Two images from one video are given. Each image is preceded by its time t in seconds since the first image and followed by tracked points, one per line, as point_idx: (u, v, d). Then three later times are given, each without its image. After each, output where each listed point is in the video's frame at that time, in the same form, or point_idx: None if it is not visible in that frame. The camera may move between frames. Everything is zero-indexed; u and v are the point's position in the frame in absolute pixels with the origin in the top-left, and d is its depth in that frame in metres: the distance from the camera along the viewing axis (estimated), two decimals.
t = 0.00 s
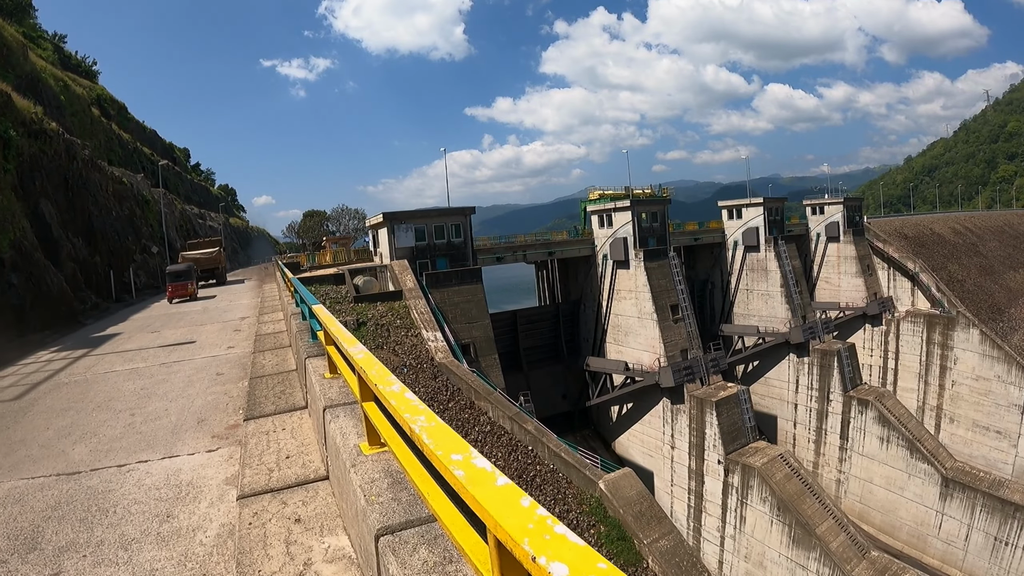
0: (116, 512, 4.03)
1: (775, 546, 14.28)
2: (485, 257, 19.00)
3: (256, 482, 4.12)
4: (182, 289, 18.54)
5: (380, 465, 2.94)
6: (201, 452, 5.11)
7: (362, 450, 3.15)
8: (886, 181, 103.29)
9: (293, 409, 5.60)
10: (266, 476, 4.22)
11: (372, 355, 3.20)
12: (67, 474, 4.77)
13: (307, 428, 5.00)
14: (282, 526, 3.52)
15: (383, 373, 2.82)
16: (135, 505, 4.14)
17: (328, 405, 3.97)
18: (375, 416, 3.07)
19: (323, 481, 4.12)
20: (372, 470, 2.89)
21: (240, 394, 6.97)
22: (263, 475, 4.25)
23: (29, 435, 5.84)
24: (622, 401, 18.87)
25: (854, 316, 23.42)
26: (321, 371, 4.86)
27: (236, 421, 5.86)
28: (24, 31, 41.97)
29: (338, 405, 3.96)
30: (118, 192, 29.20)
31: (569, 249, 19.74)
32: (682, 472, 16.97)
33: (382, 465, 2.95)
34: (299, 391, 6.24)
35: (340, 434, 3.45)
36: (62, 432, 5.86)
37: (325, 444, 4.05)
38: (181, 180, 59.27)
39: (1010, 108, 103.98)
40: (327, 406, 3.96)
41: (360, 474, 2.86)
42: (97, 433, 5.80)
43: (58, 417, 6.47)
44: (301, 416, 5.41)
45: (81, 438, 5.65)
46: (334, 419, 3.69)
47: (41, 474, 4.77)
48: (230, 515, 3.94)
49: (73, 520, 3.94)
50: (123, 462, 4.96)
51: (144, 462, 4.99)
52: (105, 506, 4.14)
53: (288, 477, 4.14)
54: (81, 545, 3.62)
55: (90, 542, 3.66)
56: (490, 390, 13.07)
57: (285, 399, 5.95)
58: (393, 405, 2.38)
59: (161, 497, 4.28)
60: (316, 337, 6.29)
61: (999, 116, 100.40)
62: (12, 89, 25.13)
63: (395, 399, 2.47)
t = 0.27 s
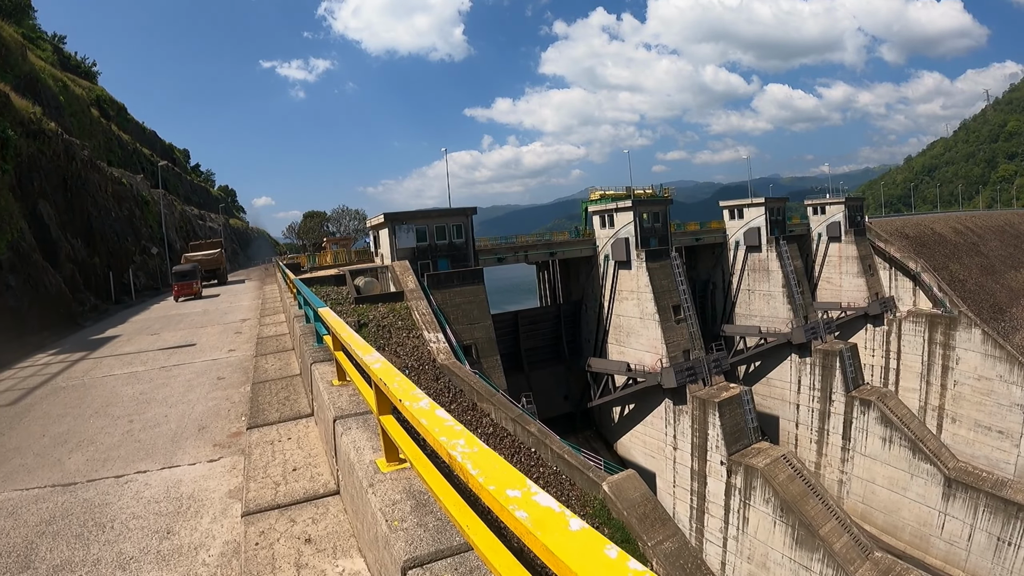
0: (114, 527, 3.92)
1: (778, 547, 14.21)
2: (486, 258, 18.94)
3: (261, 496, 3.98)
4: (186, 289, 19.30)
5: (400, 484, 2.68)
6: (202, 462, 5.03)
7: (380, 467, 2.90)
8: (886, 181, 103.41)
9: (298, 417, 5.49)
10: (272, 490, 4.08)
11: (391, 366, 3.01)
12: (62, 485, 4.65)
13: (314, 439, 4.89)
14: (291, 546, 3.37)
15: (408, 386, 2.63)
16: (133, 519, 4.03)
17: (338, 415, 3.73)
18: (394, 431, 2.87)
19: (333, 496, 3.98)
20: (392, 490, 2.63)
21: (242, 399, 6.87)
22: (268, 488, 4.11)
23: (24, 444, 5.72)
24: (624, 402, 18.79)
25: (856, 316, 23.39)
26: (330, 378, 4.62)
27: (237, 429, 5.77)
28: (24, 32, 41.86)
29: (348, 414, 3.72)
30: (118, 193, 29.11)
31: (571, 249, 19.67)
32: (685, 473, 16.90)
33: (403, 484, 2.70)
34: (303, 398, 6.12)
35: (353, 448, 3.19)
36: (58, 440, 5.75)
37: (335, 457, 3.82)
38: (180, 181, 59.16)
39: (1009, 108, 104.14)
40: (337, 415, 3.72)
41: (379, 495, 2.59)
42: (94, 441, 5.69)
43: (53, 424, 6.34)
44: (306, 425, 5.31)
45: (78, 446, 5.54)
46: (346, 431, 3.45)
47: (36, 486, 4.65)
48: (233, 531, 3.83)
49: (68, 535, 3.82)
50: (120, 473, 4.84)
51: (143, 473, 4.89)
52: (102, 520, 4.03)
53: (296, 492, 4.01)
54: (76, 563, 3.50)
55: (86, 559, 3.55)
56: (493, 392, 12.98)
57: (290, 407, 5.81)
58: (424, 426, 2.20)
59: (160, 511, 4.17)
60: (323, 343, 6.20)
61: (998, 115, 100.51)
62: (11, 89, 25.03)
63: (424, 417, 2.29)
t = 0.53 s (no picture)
0: (109, 541, 3.72)
1: (782, 547, 14.16)
2: (488, 257, 18.86)
3: (266, 508, 3.90)
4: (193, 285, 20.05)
5: (419, 504, 2.50)
6: (203, 470, 4.83)
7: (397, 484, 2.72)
8: (887, 180, 103.39)
9: (303, 424, 5.38)
10: (277, 503, 3.98)
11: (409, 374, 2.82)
12: (55, 494, 4.45)
13: (319, 446, 4.82)
14: (298, 566, 3.28)
15: (432, 399, 2.46)
16: (130, 532, 3.83)
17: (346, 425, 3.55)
18: (413, 446, 2.65)
19: (341, 510, 3.87)
20: (411, 510, 2.45)
21: (244, 402, 6.72)
22: (274, 499, 4.03)
23: (18, 449, 5.54)
24: (627, 401, 18.70)
25: (859, 315, 23.34)
26: (337, 383, 4.44)
27: (240, 435, 5.58)
28: (23, 31, 41.70)
29: (357, 424, 3.56)
30: (118, 192, 28.99)
31: (573, 248, 19.60)
32: (688, 473, 16.83)
33: (422, 503, 2.52)
34: (307, 402, 6.02)
35: (366, 462, 3.01)
36: (54, 445, 5.56)
37: (344, 470, 3.64)
38: (181, 181, 59.06)
39: (1009, 106, 104.15)
40: (345, 425, 3.55)
41: (397, 516, 2.41)
42: (90, 446, 5.49)
43: (47, 428, 6.14)
44: (311, 431, 5.22)
45: (74, 452, 5.35)
46: (356, 443, 3.27)
47: (29, 494, 4.45)
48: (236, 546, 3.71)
49: (61, 549, 3.63)
50: (117, 482, 4.65)
51: (141, 481, 4.69)
52: (97, 533, 3.83)
53: (302, 505, 3.91)
54: None
55: None
56: (496, 392, 12.91)
57: (295, 412, 5.70)
58: (457, 447, 2.04)
59: (159, 523, 3.96)
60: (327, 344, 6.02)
61: (999, 114, 100.47)
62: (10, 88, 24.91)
63: (455, 436, 2.13)
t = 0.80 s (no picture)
0: (104, 555, 3.64)
1: (787, 546, 14.08)
2: (491, 256, 18.81)
3: (270, 522, 3.69)
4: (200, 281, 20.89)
5: (442, 526, 2.26)
6: (202, 479, 4.71)
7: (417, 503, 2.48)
8: (888, 178, 103.37)
9: (307, 432, 5.16)
10: (281, 518, 3.76)
11: (433, 385, 2.46)
12: (49, 505, 4.36)
13: (326, 455, 4.62)
14: None
15: (463, 414, 2.08)
16: (126, 547, 3.73)
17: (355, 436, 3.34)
18: (437, 463, 2.38)
19: (351, 526, 3.64)
20: (433, 535, 2.21)
21: (245, 406, 6.60)
22: (279, 513, 3.81)
23: (13, 456, 5.43)
24: (630, 400, 18.65)
25: (862, 313, 23.30)
26: (344, 389, 4.26)
27: (240, 442, 5.47)
28: (24, 32, 41.68)
29: (366, 434, 3.36)
30: (118, 192, 28.92)
31: (576, 247, 19.54)
32: (692, 472, 16.77)
33: (445, 526, 2.27)
34: (312, 407, 5.89)
35: (378, 478, 2.78)
36: (50, 452, 5.47)
37: (355, 484, 3.43)
38: (182, 181, 59.04)
39: (1011, 104, 104.06)
40: (354, 435, 3.35)
41: (418, 542, 2.17)
42: (87, 454, 5.39)
43: (44, 434, 6.05)
44: (316, 438, 5.04)
45: (69, 459, 5.26)
46: (368, 456, 3.05)
47: (22, 505, 4.37)
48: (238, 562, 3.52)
49: (54, 563, 3.55)
50: (113, 492, 4.55)
51: (138, 491, 4.59)
52: (92, 547, 3.73)
53: (309, 520, 3.69)
54: None
55: None
56: (500, 392, 12.85)
57: (299, 420, 5.49)
58: (501, 472, 1.62)
59: (157, 536, 3.85)
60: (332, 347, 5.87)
61: (1001, 111, 100.35)
62: (11, 89, 24.87)
63: (496, 459, 1.72)
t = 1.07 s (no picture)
0: None
1: (792, 546, 14.01)
2: (493, 257, 18.73)
3: (276, 551, 3.45)
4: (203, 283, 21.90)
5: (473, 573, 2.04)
6: (202, 498, 4.39)
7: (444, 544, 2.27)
8: (888, 175, 103.38)
9: (313, 451, 4.88)
10: (287, 547, 3.49)
11: (460, 414, 2.19)
12: (41, 527, 4.07)
13: (333, 474, 4.38)
14: None
15: (504, 453, 1.81)
16: None
17: (367, 460, 3.18)
18: (467, 502, 2.14)
19: (364, 555, 3.40)
20: None
21: (247, 417, 6.32)
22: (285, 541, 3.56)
23: (5, 471, 5.15)
24: (634, 401, 18.57)
25: (865, 311, 23.25)
26: (353, 405, 4.13)
27: (242, 457, 5.14)
28: (22, 36, 41.63)
29: (379, 458, 3.21)
30: (117, 195, 28.83)
31: (578, 247, 19.47)
32: (696, 472, 16.68)
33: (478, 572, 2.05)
34: (316, 420, 5.65)
35: (397, 511, 2.59)
36: (43, 467, 5.18)
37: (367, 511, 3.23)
38: (182, 184, 58.99)
39: (1010, 100, 104.03)
40: (366, 460, 3.18)
41: None
42: (81, 470, 5.09)
43: (37, 448, 5.74)
44: (322, 455, 4.80)
45: (62, 476, 4.98)
46: (383, 485, 2.88)
47: (12, 526, 4.08)
48: None
49: None
50: (108, 512, 4.24)
51: (134, 511, 4.27)
52: None
53: (317, 549, 3.42)
54: None
55: None
56: (504, 394, 12.78)
57: (303, 436, 5.19)
58: (569, 542, 1.34)
59: (153, 565, 3.54)
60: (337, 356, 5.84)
61: (1000, 107, 100.31)
62: (9, 93, 24.79)
63: (559, 521, 1.44)
